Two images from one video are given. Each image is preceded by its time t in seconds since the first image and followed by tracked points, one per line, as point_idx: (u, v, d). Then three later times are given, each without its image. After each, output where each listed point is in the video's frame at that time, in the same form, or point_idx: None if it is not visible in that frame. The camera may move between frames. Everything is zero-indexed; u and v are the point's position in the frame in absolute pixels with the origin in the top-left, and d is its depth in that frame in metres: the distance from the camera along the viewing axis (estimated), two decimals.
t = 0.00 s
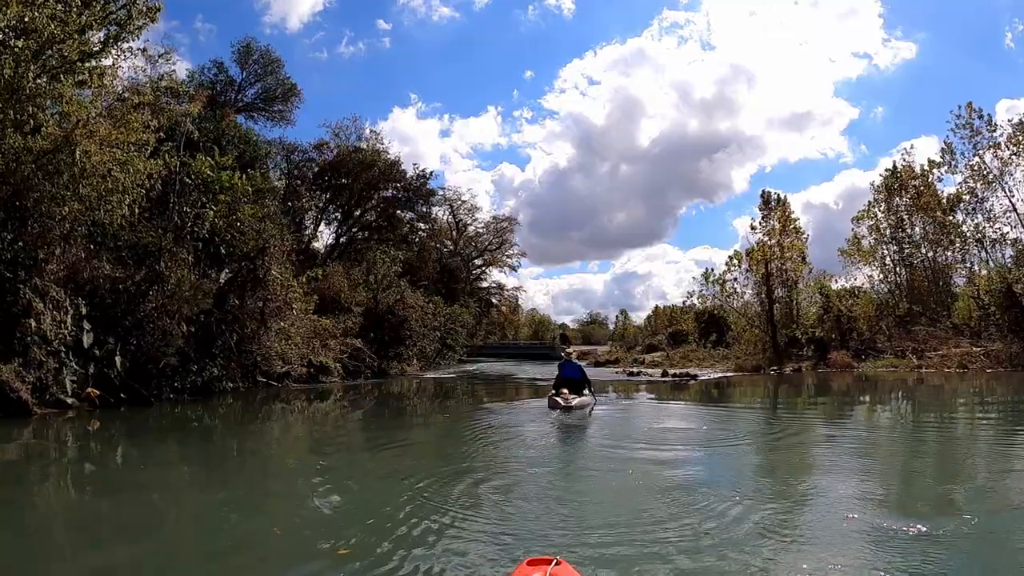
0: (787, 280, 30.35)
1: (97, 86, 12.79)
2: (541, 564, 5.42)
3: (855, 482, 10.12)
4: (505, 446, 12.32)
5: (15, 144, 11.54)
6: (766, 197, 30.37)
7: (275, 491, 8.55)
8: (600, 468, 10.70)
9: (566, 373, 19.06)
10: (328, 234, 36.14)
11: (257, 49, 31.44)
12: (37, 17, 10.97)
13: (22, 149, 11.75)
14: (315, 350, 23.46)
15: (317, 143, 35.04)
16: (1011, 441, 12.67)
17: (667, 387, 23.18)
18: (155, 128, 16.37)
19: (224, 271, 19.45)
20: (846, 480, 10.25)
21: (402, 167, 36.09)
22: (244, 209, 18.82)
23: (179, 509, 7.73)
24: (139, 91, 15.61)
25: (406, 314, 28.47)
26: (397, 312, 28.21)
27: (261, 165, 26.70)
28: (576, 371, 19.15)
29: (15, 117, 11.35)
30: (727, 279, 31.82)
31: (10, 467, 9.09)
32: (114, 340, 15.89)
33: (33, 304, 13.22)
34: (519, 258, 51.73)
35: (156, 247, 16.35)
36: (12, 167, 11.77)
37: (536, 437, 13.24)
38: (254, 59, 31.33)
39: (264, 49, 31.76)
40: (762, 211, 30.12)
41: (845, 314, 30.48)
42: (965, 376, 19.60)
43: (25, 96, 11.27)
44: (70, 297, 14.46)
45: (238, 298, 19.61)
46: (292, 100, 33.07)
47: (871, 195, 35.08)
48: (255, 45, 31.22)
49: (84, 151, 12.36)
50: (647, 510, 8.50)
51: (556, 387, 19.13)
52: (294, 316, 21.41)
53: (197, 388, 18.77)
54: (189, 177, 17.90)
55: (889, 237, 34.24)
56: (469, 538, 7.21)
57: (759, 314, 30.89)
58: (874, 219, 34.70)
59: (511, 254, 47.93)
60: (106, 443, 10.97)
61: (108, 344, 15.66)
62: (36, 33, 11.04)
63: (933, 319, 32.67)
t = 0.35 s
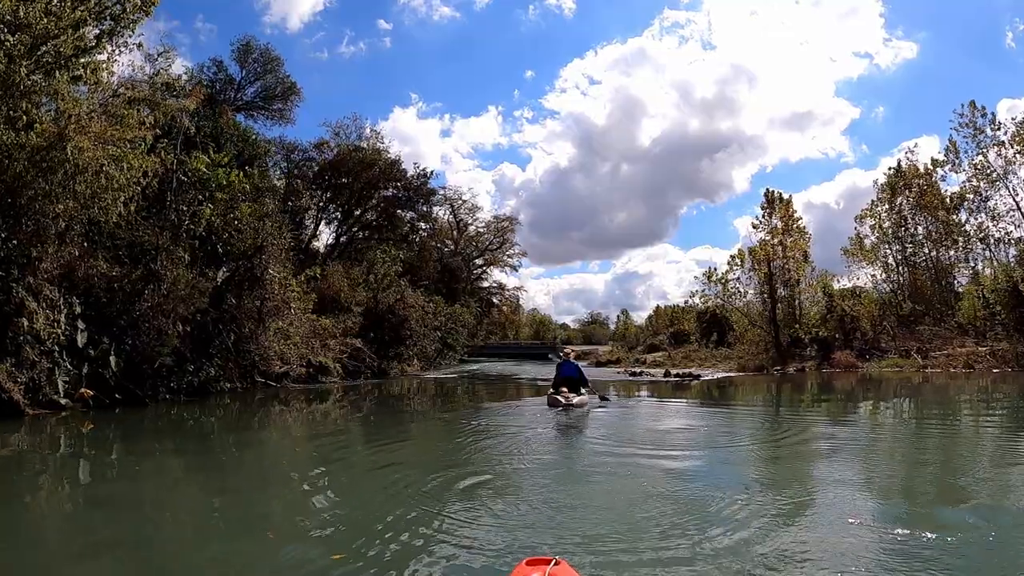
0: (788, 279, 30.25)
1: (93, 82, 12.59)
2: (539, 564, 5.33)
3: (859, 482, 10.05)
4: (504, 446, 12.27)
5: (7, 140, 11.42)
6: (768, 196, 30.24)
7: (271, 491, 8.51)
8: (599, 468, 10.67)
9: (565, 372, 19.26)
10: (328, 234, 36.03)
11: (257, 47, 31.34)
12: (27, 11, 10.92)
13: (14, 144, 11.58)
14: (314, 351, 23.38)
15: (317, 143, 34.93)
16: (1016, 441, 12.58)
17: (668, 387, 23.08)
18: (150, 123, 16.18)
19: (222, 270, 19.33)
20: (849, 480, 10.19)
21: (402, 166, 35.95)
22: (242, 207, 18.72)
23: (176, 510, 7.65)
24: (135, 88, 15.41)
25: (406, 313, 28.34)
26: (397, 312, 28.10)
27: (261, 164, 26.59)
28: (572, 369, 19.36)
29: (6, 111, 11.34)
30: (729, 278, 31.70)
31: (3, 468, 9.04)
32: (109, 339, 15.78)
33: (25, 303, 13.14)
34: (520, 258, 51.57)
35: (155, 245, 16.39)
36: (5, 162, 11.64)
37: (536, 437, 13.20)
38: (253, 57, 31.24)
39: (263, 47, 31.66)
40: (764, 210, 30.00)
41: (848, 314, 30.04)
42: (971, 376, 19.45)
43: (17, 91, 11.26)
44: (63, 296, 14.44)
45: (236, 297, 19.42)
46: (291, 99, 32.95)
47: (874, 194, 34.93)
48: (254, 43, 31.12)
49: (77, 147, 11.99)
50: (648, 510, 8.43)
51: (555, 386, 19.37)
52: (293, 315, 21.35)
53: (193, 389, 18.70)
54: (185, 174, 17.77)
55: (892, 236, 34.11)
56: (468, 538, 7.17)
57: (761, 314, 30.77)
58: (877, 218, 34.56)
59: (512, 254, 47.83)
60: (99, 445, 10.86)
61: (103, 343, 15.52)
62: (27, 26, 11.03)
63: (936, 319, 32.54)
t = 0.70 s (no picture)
0: (790, 279, 30.13)
1: (92, 80, 12.82)
2: (537, 563, 5.24)
3: (861, 482, 9.99)
4: (503, 446, 12.21)
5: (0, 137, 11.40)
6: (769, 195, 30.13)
7: (268, 491, 8.47)
8: (597, 468, 10.61)
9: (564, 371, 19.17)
10: (328, 233, 35.94)
11: (257, 46, 31.26)
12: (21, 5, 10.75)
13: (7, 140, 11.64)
14: (313, 351, 23.29)
15: (317, 141, 34.81)
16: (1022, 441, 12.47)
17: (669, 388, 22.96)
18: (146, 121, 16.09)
19: (219, 269, 19.28)
20: (853, 480, 10.13)
21: (403, 165, 35.83)
22: (240, 205, 18.64)
23: (169, 510, 7.63)
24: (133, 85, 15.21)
25: (407, 313, 28.20)
26: (397, 311, 27.98)
27: (260, 162, 26.49)
28: (571, 368, 19.15)
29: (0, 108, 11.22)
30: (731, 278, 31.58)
31: None
32: (104, 339, 15.71)
33: (18, 300, 13.07)
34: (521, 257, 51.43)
35: (152, 244, 16.36)
36: None
37: (535, 437, 13.14)
38: (253, 55, 31.17)
39: (263, 45, 31.58)
40: (766, 209, 29.89)
41: (851, 314, 29.94)
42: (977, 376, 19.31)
43: (13, 87, 11.11)
44: (57, 294, 14.44)
45: (233, 296, 19.32)
46: (291, 97, 32.86)
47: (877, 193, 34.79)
48: (254, 42, 31.04)
49: (71, 142, 12.19)
50: (648, 512, 8.36)
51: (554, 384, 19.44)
52: (292, 315, 21.30)
53: (190, 389, 18.63)
54: (182, 172, 17.69)
55: (895, 235, 33.97)
56: (466, 538, 7.13)
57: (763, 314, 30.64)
58: (880, 217, 34.43)
59: (512, 254, 47.74)
60: (93, 446, 10.77)
61: (98, 343, 15.45)
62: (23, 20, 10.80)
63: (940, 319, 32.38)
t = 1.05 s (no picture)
0: (792, 279, 29.98)
1: (88, 76, 12.76)
2: (536, 562, 5.15)
3: (865, 483, 9.92)
4: (502, 446, 12.14)
5: None
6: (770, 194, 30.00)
7: (266, 491, 8.40)
8: (597, 468, 10.54)
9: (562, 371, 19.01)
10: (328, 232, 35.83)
11: (256, 44, 31.15)
12: None
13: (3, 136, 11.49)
14: (312, 350, 23.18)
15: (317, 140, 34.69)
16: None
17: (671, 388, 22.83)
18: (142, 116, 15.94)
19: (217, 267, 19.22)
20: (857, 480, 10.06)
21: (403, 164, 35.69)
22: (239, 203, 18.56)
23: (166, 510, 7.56)
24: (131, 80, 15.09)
25: (407, 312, 28.04)
26: (397, 311, 27.85)
27: (260, 160, 26.38)
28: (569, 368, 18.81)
29: None
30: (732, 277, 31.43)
31: None
32: (99, 338, 15.52)
33: (10, 299, 12.77)
34: (523, 257, 51.27)
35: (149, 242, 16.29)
36: None
37: (535, 437, 13.07)
38: (253, 53, 31.07)
39: (263, 44, 31.48)
40: (769, 209, 29.74)
41: (856, 314, 29.73)
42: (983, 377, 19.14)
43: (6, 83, 10.99)
44: (52, 293, 14.28)
45: (230, 295, 19.27)
46: (291, 95, 32.74)
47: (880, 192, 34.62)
48: (254, 40, 30.94)
49: (65, 136, 12.12)
50: (647, 512, 8.29)
51: (551, 382, 19.52)
52: (290, 314, 21.21)
53: (186, 388, 18.61)
54: (180, 169, 17.61)
55: (899, 235, 33.81)
56: (469, 538, 7.06)
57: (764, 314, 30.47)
58: (883, 217, 34.26)
59: (513, 254, 47.60)
60: (87, 447, 10.62)
61: (92, 342, 15.27)
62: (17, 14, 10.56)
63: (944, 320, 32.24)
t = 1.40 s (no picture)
0: (795, 278, 29.86)
1: (83, 71, 12.71)
2: (536, 562, 5.07)
3: (866, 483, 9.84)
4: (502, 446, 12.09)
5: None
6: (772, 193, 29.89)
7: (264, 491, 8.34)
8: (598, 469, 10.49)
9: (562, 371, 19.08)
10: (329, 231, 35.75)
11: (257, 41, 31.05)
12: None
13: None
14: (311, 350, 23.12)
15: (318, 139, 34.60)
16: None
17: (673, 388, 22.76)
18: (137, 111, 15.82)
19: (215, 265, 19.14)
20: (858, 481, 9.97)
21: (404, 163, 35.60)
22: (237, 201, 18.47)
23: (163, 511, 7.50)
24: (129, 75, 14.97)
25: (408, 312, 27.96)
26: (398, 311, 27.78)
27: (259, 159, 26.30)
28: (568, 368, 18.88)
29: None
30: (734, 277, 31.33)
31: None
32: (95, 337, 15.41)
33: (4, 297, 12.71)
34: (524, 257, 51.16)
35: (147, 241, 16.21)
36: None
37: (534, 437, 13.03)
38: (253, 51, 30.97)
39: (264, 41, 31.39)
40: (771, 208, 29.63)
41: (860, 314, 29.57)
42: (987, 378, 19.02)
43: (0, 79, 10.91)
44: (46, 291, 14.28)
45: (228, 294, 19.19)
46: (292, 94, 32.67)
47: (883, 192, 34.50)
48: (254, 37, 30.84)
49: (60, 131, 12.01)
50: (648, 512, 8.24)
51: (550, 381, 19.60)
52: (290, 313, 21.14)
53: (183, 388, 18.50)
54: (178, 166, 17.53)
55: (902, 235, 33.70)
56: (469, 538, 7.01)
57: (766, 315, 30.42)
58: (886, 216, 34.15)
59: (514, 253, 47.51)
60: (81, 448, 10.51)
61: (87, 341, 15.16)
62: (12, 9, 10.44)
63: (946, 320, 32.14)
